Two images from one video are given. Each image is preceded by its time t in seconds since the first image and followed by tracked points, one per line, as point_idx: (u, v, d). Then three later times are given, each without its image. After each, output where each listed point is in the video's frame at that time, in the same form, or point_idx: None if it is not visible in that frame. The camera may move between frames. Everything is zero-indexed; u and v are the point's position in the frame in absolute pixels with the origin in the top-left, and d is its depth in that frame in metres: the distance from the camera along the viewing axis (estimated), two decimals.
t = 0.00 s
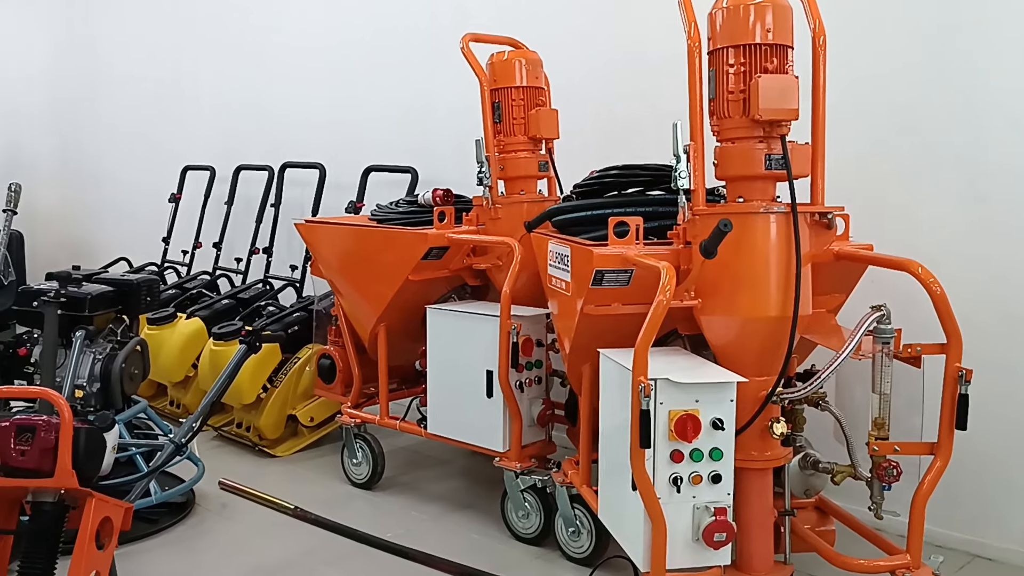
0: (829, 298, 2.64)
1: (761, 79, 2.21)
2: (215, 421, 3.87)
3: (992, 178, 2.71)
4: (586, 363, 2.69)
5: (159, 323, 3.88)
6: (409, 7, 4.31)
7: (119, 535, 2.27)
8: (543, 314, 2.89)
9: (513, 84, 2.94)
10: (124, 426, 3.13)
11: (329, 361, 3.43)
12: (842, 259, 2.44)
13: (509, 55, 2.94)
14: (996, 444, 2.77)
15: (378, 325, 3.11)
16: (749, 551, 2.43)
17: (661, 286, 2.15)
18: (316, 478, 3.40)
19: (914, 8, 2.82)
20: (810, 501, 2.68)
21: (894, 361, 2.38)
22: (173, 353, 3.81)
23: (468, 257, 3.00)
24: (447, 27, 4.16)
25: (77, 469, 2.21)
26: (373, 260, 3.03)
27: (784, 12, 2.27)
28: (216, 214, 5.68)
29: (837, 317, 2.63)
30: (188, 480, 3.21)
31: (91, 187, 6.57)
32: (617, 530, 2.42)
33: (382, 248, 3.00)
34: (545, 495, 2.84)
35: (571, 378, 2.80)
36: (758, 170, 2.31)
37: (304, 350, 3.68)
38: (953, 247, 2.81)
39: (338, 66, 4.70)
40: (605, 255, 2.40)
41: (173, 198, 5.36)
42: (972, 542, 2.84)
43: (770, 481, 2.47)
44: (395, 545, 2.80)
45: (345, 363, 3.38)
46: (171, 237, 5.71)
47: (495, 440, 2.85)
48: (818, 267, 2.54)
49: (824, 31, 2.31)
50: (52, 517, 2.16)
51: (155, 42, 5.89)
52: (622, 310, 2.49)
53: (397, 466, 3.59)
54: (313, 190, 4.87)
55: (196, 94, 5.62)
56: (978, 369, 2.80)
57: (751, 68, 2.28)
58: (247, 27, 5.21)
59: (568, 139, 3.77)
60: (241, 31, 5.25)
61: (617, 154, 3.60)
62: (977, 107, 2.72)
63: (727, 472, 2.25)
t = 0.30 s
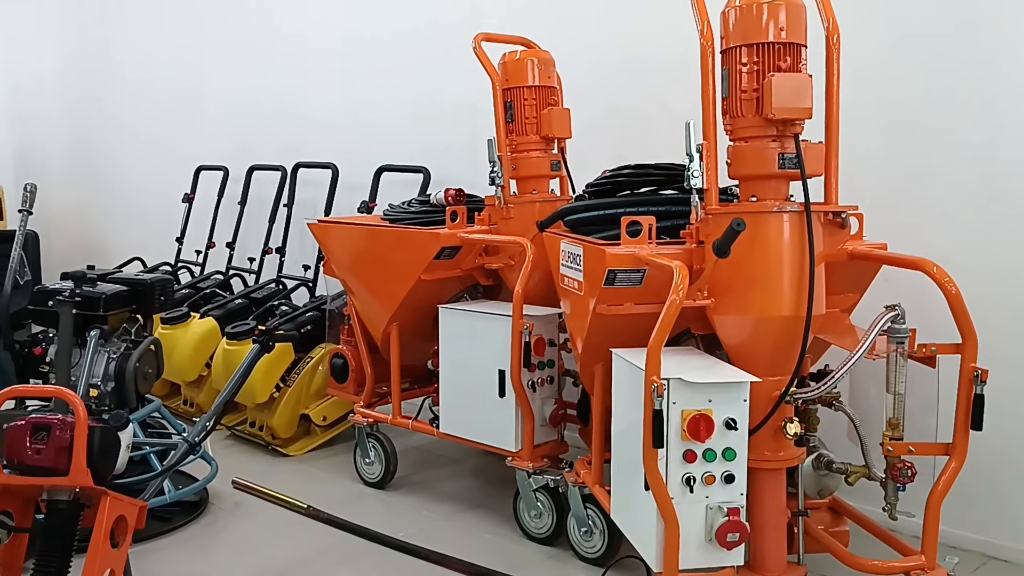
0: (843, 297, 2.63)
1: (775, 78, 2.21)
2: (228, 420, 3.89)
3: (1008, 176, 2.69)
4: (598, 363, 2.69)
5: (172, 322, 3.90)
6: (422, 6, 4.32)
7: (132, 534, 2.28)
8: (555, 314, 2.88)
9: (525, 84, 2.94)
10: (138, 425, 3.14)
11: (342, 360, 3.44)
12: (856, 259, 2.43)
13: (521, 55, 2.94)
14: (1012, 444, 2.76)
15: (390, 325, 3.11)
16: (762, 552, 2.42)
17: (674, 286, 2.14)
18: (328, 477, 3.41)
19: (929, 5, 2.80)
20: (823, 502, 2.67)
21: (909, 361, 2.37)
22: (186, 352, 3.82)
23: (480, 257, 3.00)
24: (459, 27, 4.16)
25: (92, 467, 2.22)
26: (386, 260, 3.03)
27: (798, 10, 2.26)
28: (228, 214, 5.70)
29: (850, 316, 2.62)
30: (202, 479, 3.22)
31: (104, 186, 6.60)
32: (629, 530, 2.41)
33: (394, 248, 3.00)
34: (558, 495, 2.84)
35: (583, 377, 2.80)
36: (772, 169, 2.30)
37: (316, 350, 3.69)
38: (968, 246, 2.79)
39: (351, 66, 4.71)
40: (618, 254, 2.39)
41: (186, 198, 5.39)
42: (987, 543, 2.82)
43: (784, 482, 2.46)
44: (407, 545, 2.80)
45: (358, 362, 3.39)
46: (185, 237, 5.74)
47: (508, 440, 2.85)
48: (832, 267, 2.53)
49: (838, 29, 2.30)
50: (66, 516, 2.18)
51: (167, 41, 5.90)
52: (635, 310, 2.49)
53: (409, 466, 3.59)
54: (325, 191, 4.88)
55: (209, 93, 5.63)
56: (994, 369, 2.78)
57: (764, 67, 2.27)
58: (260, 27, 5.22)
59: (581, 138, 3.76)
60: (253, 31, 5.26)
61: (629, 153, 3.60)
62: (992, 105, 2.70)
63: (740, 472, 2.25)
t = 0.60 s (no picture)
0: (858, 297, 2.62)
1: (789, 77, 2.20)
2: (243, 420, 3.91)
3: None
4: (612, 363, 2.69)
5: (187, 322, 3.93)
6: (435, 6, 4.32)
7: (148, 533, 2.29)
8: (569, 314, 2.88)
9: (538, 84, 2.94)
10: (154, 425, 3.16)
11: (355, 360, 3.44)
12: (871, 259, 2.41)
13: (534, 55, 2.94)
14: None
15: (404, 324, 3.12)
16: (777, 553, 2.41)
17: (688, 286, 2.14)
18: (342, 476, 3.42)
19: (948, 3, 2.78)
20: (839, 503, 2.66)
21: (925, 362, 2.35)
22: (201, 352, 3.84)
23: (494, 257, 3.00)
24: (474, 26, 4.16)
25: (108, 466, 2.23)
26: (399, 260, 3.04)
27: (813, 9, 2.25)
28: (243, 214, 5.72)
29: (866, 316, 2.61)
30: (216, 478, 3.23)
31: (119, 187, 6.63)
32: (644, 531, 2.41)
33: (407, 248, 3.01)
34: (571, 495, 2.84)
35: (597, 377, 2.80)
36: (786, 168, 2.30)
37: (330, 350, 3.70)
38: (985, 246, 2.77)
39: (365, 66, 4.71)
40: (632, 254, 2.39)
41: (201, 198, 5.41)
42: (1004, 545, 2.80)
43: (798, 483, 2.45)
44: (421, 545, 2.81)
45: (371, 362, 3.39)
46: (199, 237, 5.76)
47: (521, 440, 2.85)
48: (847, 267, 2.52)
49: (853, 28, 2.29)
50: (83, 514, 2.19)
51: (182, 43, 5.92)
52: (648, 310, 2.48)
53: (422, 465, 3.60)
54: (339, 191, 4.89)
55: (223, 94, 5.65)
56: (1012, 370, 2.76)
57: (779, 67, 2.26)
58: (274, 27, 5.23)
59: (596, 138, 3.75)
60: (267, 31, 5.28)
61: (645, 153, 3.59)
62: (1010, 104, 2.68)
63: (755, 472, 2.24)
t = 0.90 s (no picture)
0: (873, 297, 2.60)
1: (803, 76, 2.19)
2: (257, 419, 3.92)
3: None
4: (625, 363, 2.68)
5: (201, 322, 3.95)
6: (449, 6, 4.31)
7: (163, 532, 2.29)
8: (582, 314, 2.88)
9: (551, 84, 2.94)
10: (169, 424, 3.17)
11: (368, 360, 3.45)
12: (886, 259, 2.40)
13: (547, 55, 2.94)
14: None
15: (417, 324, 3.12)
16: (791, 554, 2.40)
17: (702, 286, 2.13)
18: (355, 476, 3.43)
19: (965, 2, 2.76)
20: (853, 504, 2.65)
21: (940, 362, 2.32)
22: (215, 352, 3.85)
23: (507, 257, 3.00)
24: (488, 26, 4.15)
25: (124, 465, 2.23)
26: (412, 260, 3.04)
27: (828, 8, 2.24)
28: (257, 215, 5.74)
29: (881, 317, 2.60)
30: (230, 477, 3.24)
31: (134, 188, 6.66)
32: (657, 531, 2.40)
33: (420, 248, 3.01)
34: (584, 495, 2.83)
35: (610, 378, 2.79)
36: (801, 168, 2.29)
37: (343, 350, 3.70)
38: (1002, 246, 2.76)
39: (378, 67, 4.72)
40: (645, 255, 2.38)
41: (215, 199, 5.44)
42: (1020, 547, 2.79)
43: (812, 483, 2.44)
44: (434, 544, 2.81)
45: (384, 362, 3.40)
46: (213, 238, 5.79)
47: (534, 440, 2.85)
48: (861, 267, 2.51)
49: (868, 27, 2.28)
50: (99, 513, 2.20)
51: (195, 44, 5.95)
52: (662, 310, 2.48)
53: (435, 465, 3.60)
54: (351, 191, 4.90)
55: (236, 94, 5.66)
56: None
57: (793, 66, 2.25)
58: (287, 28, 5.24)
59: (611, 138, 3.74)
60: (280, 32, 5.29)
61: (660, 153, 3.58)
62: None
63: (769, 473, 2.23)
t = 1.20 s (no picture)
0: (885, 298, 2.59)
1: (815, 76, 2.18)
2: (268, 419, 3.93)
3: None
4: (636, 363, 2.68)
5: (212, 322, 3.96)
6: (461, 6, 4.31)
7: (176, 531, 2.30)
8: (593, 314, 2.87)
9: (562, 84, 2.94)
10: (181, 424, 3.18)
11: (379, 360, 3.45)
12: (898, 259, 2.39)
13: (558, 55, 2.94)
14: None
15: (427, 325, 3.12)
16: (802, 555, 2.40)
17: (713, 287, 2.13)
18: (366, 476, 3.43)
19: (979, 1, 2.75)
20: (865, 505, 2.65)
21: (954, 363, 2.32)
22: (227, 351, 3.86)
23: (518, 257, 3.00)
24: (500, 25, 4.14)
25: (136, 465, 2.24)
26: (422, 260, 3.05)
27: (839, 7, 2.24)
28: (267, 215, 5.76)
29: (893, 317, 2.59)
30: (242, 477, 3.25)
31: (145, 188, 6.68)
32: (668, 532, 2.40)
33: (430, 248, 3.01)
34: (595, 495, 2.83)
35: (621, 378, 2.79)
36: (813, 168, 2.28)
37: (354, 350, 3.71)
38: (1016, 246, 2.74)
39: (389, 67, 4.72)
40: (656, 255, 2.38)
41: (226, 199, 5.45)
42: None
43: (824, 484, 2.43)
44: (445, 544, 2.82)
45: (395, 362, 3.40)
46: (224, 238, 5.81)
47: (545, 440, 2.85)
48: (873, 267, 2.50)
49: (881, 26, 2.27)
50: (112, 513, 2.21)
51: (205, 45, 5.97)
52: (673, 310, 2.47)
53: (445, 466, 3.60)
54: (362, 191, 4.91)
55: (247, 95, 5.67)
56: None
57: (805, 66, 2.25)
58: (298, 29, 5.25)
59: (622, 138, 3.73)
60: (291, 32, 5.30)
61: (673, 152, 3.57)
62: None
63: (780, 474, 2.23)
